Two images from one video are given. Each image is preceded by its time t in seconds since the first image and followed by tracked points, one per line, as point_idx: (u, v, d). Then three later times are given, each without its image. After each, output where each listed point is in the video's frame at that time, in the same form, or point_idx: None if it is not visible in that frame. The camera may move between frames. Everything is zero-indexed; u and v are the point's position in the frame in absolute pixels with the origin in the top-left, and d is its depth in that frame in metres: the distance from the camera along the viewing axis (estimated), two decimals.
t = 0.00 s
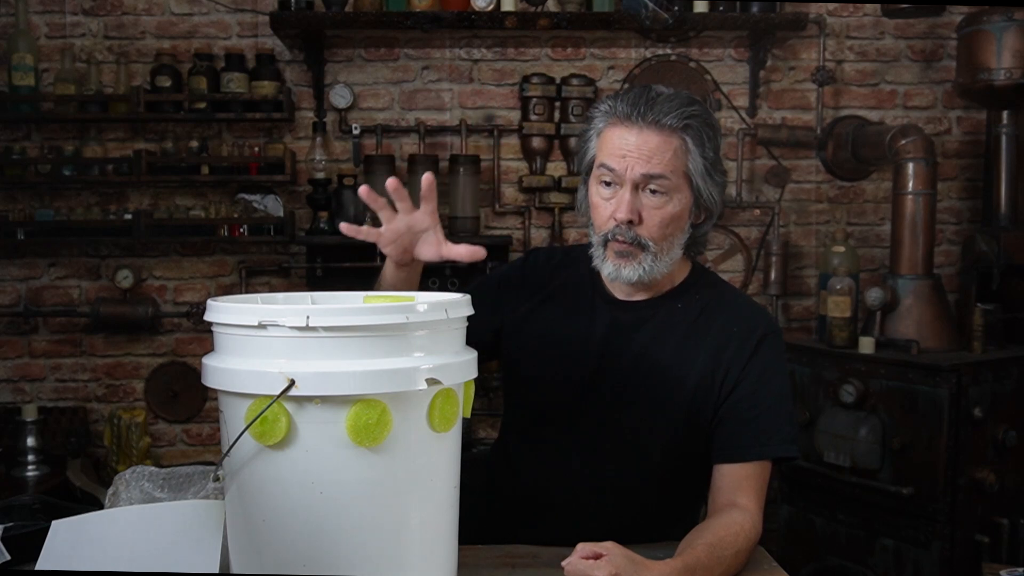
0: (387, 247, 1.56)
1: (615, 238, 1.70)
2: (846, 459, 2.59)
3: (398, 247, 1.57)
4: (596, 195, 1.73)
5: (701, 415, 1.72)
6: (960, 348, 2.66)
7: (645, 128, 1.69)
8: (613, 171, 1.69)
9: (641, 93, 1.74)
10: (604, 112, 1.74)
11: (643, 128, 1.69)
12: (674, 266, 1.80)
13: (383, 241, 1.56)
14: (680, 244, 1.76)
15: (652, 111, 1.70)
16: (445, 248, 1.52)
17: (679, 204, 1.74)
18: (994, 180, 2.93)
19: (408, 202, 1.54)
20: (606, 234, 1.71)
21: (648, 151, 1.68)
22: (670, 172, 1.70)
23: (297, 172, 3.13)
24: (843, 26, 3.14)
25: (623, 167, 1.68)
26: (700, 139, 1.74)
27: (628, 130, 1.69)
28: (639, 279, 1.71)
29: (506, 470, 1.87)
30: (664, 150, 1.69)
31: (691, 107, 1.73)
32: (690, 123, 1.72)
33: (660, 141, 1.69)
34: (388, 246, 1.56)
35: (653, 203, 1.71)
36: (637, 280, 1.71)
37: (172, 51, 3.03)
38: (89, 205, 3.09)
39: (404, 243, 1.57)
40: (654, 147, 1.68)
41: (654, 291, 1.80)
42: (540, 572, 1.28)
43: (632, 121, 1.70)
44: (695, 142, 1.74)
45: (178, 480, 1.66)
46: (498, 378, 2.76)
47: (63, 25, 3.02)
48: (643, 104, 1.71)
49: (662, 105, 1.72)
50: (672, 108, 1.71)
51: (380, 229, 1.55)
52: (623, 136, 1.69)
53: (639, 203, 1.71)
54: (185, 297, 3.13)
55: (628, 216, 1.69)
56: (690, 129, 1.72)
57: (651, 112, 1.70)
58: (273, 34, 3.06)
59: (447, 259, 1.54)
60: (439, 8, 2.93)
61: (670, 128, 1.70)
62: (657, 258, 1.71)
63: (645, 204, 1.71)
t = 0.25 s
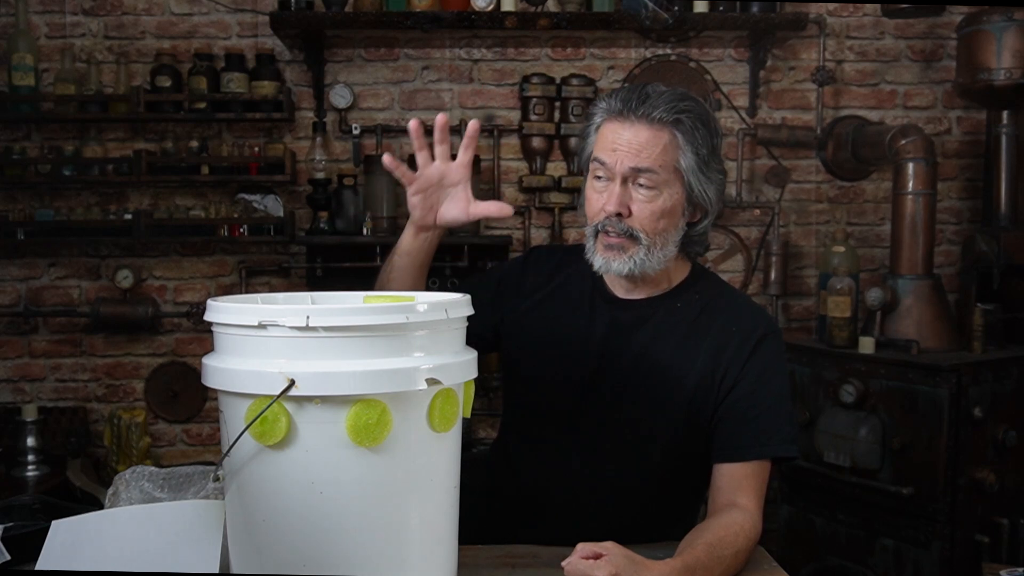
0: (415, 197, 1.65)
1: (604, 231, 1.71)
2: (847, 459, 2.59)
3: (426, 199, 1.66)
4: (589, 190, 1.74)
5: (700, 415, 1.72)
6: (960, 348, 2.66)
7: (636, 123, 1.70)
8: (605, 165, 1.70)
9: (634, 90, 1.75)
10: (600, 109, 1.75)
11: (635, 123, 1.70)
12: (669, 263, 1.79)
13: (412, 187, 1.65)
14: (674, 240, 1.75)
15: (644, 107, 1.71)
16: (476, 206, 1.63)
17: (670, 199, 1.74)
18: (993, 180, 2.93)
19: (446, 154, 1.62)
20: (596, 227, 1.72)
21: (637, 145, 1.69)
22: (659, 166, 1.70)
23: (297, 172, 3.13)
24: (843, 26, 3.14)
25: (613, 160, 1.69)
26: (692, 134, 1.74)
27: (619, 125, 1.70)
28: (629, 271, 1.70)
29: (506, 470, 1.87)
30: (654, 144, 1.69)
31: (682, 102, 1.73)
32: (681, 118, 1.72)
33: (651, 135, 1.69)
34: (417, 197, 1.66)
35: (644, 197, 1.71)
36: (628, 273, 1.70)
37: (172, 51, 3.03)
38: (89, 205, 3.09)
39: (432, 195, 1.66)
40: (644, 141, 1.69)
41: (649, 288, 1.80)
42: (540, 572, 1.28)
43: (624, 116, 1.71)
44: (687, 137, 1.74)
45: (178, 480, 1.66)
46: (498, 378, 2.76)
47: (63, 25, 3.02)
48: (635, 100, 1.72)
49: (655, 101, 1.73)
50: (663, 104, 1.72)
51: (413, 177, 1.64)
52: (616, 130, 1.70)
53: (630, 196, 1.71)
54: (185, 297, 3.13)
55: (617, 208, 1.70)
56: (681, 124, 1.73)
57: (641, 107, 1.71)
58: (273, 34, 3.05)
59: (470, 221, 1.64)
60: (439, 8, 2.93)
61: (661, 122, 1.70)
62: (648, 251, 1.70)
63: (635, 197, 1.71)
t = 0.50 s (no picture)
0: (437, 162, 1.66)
1: (604, 231, 1.72)
2: (847, 459, 2.59)
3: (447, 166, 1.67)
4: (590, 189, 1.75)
5: (700, 415, 1.72)
6: (960, 348, 2.66)
7: (636, 123, 1.70)
8: (604, 166, 1.70)
9: (636, 90, 1.75)
10: (601, 109, 1.76)
11: (634, 124, 1.70)
12: (670, 264, 1.79)
13: (433, 151, 1.66)
14: (674, 240, 1.75)
15: (644, 107, 1.71)
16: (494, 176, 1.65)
17: (669, 199, 1.73)
18: (993, 180, 2.93)
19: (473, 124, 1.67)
20: (596, 227, 1.73)
21: (636, 145, 1.69)
22: (658, 167, 1.70)
23: (297, 172, 3.13)
24: (843, 26, 3.14)
25: (612, 161, 1.69)
26: (692, 135, 1.73)
27: (619, 125, 1.70)
28: (629, 273, 1.70)
29: (506, 470, 1.87)
30: (654, 144, 1.69)
31: (683, 104, 1.72)
32: (681, 119, 1.72)
33: (650, 136, 1.69)
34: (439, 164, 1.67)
35: (643, 197, 1.71)
36: (626, 274, 1.70)
37: (172, 51, 3.03)
38: (89, 205, 3.09)
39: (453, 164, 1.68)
40: (644, 142, 1.69)
41: (650, 288, 1.80)
42: (540, 572, 1.28)
43: (624, 116, 1.71)
44: (687, 138, 1.73)
45: (178, 480, 1.66)
46: (498, 378, 2.76)
47: (63, 25, 3.02)
48: (635, 101, 1.72)
49: (656, 101, 1.72)
50: (663, 104, 1.71)
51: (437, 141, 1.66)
52: (616, 130, 1.70)
53: (629, 197, 1.72)
54: (185, 297, 3.13)
55: (616, 209, 1.70)
56: (681, 125, 1.72)
57: (641, 107, 1.71)
58: (273, 34, 3.06)
59: (487, 193, 1.66)
60: (439, 8, 2.93)
61: (660, 123, 1.70)
62: (646, 252, 1.70)
63: (634, 198, 1.71)
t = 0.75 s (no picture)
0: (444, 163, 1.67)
1: (606, 230, 1.72)
2: (847, 459, 2.59)
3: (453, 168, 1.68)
4: (592, 189, 1.75)
5: (700, 415, 1.72)
6: (960, 348, 2.66)
7: (637, 124, 1.70)
8: (606, 165, 1.70)
9: (638, 91, 1.75)
10: (604, 110, 1.76)
11: (636, 124, 1.70)
12: (671, 264, 1.79)
13: (439, 152, 1.67)
14: (675, 240, 1.75)
15: (646, 108, 1.71)
16: (497, 180, 1.64)
17: (671, 199, 1.73)
18: (993, 181, 2.93)
19: (480, 129, 1.67)
20: (598, 226, 1.73)
21: (638, 145, 1.69)
22: (660, 167, 1.70)
23: (297, 172, 3.13)
24: (843, 25, 3.14)
25: (614, 160, 1.69)
26: (694, 136, 1.73)
27: (621, 126, 1.70)
28: (630, 272, 1.70)
29: (506, 470, 1.87)
30: (655, 144, 1.69)
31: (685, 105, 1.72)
32: (683, 120, 1.72)
33: (652, 136, 1.69)
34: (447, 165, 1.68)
35: (644, 197, 1.72)
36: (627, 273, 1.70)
37: (172, 51, 3.03)
38: (89, 205, 3.09)
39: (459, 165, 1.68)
40: (645, 141, 1.69)
41: (651, 288, 1.80)
42: (540, 572, 1.28)
43: (626, 117, 1.71)
44: (689, 139, 1.73)
45: (178, 480, 1.66)
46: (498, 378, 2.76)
47: (63, 25, 3.02)
48: (637, 102, 1.72)
49: (657, 102, 1.73)
50: (665, 105, 1.72)
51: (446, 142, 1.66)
52: (618, 131, 1.70)
53: (631, 196, 1.72)
54: (185, 297, 3.13)
55: (618, 208, 1.70)
56: (683, 125, 1.72)
57: (643, 108, 1.71)
58: (273, 34, 3.05)
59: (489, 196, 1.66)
60: (439, 8, 2.93)
61: (662, 123, 1.70)
62: (647, 251, 1.70)
63: (636, 197, 1.72)
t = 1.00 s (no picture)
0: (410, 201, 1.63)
1: (609, 227, 1.72)
2: (847, 459, 2.59)
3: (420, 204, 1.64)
4: (596, 186, 1.75)
5: (700, 415, 1.72)
6: (960, 348, 2.66)
7: (642, 120, 1.70)
8: (610, 162, 1.70)
9: (643, 88, 1.75)
10: (608, 107, 1.76)
11: (641, 121, 1.70)
12: (673, 262, 1.79)
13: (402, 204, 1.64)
14: (677, 238, 1.75)
15: (651, 105, 1.71)
16: (461, 223, 1.61)
17: (675, 196, 1.74)
18: (994, 181, 2.93)
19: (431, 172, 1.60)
20: (602, 223, 1.73)
21: (643, 141, 1.69)
22: (665, 164, 1.70)
23: (297, 172, 3.13)
24: (843, 25, 3.14)
25: (619, 157, 1.69)
26: (699, 133, 1.73)
27: (626, 122, 1.70)
28: (632, 269, 1.70)
29: (506, 470, 1.87)
30: (660, 141, 1.70)
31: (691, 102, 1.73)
32: (688, 117, 1.72)
33: (657, 133, 1.70)
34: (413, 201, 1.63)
35: (648, 194, 1.72)
36: (630, 269, 1.71)
37: (172, 51, 3.03)
38: (89, 205, 3.09)
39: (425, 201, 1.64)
40: (650, 138, 1.69)
41: (653, 286, 1.80)
42: (540, 572, 1.28)
43: (631, 113, 1.71)
44: (694, 136, 1.73)
45: (178, 480, 1.66)
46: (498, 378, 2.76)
47: (63, 24, 3.02)
48: (642, 98, 1.72)
49: (662, 98, 1.72)
50: (670, 102, 1.72)
51: (409, 183, 1.61)
52: (623, 128, 1.70)
53: (635, 193, 1.72)
54: (185, 297, 3.13)
55: (622, 204, 1.71)
56: (688, 122, 1.72)
57: (649, 104, 1.71)
58: (273, 34, 3.05)
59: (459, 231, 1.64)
60: (439, 8, 2.93)
61: (667, 120, 1.70)
62: (651, 248, 1.70)
63: (639, 194, 1.72)
